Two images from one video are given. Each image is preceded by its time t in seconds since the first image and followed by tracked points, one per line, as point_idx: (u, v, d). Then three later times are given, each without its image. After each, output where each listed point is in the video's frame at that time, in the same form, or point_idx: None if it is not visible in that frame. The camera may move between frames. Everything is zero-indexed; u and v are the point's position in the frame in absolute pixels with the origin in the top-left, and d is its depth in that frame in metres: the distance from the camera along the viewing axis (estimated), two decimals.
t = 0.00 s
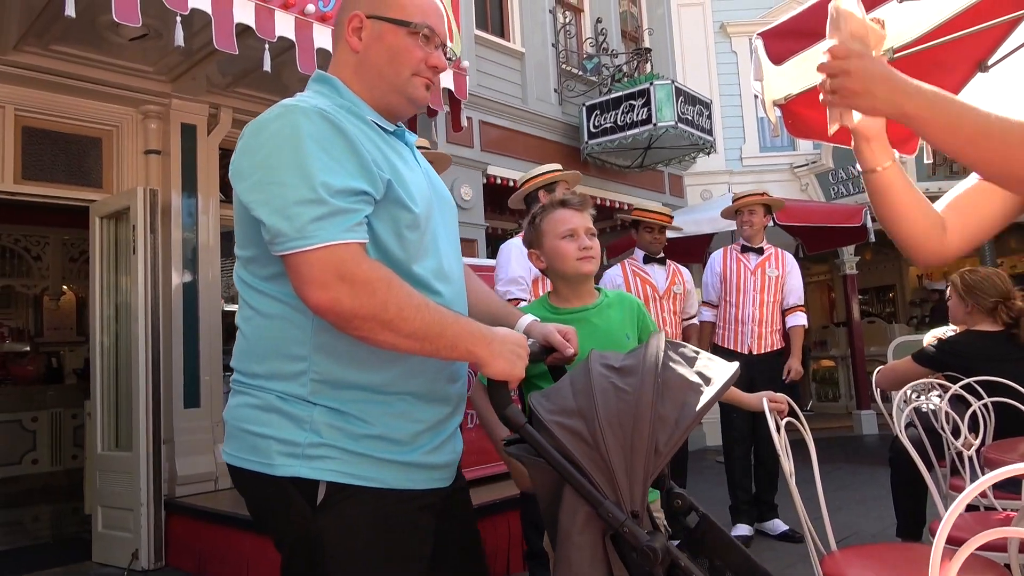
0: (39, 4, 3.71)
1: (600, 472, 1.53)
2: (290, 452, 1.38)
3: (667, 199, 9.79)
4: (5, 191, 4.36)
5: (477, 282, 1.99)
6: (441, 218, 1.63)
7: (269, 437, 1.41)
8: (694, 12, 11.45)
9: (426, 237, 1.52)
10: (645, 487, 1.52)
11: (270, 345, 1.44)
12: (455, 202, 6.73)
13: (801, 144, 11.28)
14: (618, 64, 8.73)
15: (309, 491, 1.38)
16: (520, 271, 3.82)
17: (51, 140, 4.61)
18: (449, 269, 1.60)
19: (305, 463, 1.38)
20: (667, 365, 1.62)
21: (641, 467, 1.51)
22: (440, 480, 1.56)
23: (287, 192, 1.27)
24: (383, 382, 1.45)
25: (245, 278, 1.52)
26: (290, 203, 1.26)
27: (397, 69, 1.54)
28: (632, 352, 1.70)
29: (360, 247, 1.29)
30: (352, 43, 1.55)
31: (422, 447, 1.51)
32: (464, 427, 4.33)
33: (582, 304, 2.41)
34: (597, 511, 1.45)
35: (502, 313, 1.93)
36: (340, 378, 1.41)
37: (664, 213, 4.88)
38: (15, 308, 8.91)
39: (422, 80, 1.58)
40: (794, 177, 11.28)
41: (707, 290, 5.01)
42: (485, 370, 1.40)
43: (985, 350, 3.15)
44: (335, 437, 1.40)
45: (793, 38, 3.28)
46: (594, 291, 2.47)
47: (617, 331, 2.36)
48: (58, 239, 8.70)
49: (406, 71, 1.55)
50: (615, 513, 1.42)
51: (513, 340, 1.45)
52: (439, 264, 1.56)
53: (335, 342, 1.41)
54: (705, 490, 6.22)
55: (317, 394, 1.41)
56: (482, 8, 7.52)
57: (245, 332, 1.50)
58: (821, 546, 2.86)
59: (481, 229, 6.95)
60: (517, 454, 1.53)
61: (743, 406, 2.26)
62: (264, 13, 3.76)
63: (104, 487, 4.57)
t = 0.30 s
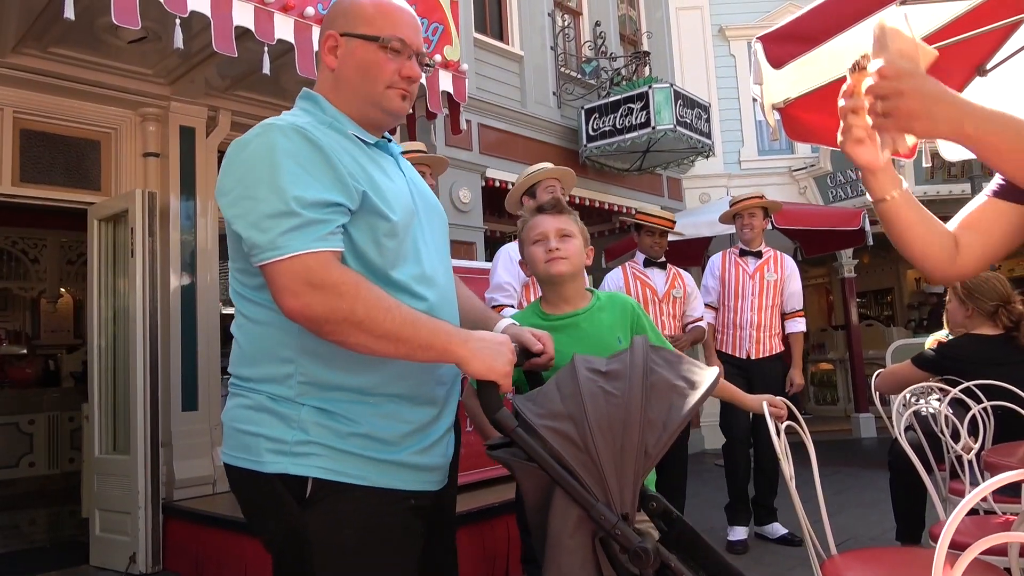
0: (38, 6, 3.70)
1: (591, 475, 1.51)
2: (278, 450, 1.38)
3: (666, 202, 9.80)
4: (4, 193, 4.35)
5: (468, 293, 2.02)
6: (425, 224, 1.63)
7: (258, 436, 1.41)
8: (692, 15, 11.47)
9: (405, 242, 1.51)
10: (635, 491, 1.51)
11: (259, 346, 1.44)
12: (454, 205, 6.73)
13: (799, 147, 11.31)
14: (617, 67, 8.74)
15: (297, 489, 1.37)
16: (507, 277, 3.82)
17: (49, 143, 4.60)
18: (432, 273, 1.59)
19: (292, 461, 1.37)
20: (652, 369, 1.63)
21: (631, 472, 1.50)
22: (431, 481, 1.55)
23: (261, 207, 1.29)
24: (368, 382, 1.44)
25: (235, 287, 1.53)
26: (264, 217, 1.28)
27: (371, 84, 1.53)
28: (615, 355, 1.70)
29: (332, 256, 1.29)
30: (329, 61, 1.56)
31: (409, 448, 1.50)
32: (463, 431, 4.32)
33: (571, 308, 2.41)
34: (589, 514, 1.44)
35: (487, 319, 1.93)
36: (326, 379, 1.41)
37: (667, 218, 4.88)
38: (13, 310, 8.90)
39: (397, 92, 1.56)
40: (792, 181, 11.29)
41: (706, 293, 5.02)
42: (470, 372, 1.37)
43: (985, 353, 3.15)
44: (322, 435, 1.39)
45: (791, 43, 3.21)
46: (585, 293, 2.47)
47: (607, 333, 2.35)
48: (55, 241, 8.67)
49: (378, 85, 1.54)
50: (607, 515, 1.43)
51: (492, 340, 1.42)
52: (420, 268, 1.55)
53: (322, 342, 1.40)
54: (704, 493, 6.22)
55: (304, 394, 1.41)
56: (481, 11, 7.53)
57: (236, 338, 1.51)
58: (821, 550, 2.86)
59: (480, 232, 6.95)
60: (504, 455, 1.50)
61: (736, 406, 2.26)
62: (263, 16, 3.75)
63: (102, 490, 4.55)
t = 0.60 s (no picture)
0: (38, 6, 3.70)
1: (553, 479, 1.55)
2: (237, 445, 1.49)
3: (664, 206, 9.80)
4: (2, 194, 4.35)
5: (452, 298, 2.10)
6: (403, 238, 1.69)
7: (222, 432, 1.52)
8: (692, 19, 11.49)
9: (372, 255, 1.58)
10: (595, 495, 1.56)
11: (229, 348, 1.56)
12: (453, 208, 6.73)
13: (798, 151, 11.33)
14: (616, 70, 8.76)
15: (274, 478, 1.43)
16: (505, 282, 3.82)
17: (49, 143, 4.60)
18: (401, 285, 1.64)
19: (249, 455, 1.47)
20: (616, 375, 1.67)
21: (591, 476, 1.54)
22: (389, 481, 1.61)
23: (237, 209, 1.40)
24: (329, 384, 1.53)
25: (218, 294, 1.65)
26: (237, 221, 1.39)
27: (317, 102, 1.63)
28: (582, 361, 1.73)
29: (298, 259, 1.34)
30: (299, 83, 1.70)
31: (366, 447, 1.57)
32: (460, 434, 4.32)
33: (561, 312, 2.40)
34: (550, 518, 1.48)
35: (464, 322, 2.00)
36: (289, 380, 1.51)
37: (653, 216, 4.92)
38: (11, 311, 8.87)
39: (340, 107, 1.62)
40: (791, 185, 11.31)
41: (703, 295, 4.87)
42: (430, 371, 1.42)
43: (983, 358, 3.16)
44: (277, 431, 1.48)
45: (791, 47, 3.22)
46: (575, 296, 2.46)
47: (596, 337, 2.35)
48: (53, 242, 8.63)
49: (320, 103, 1.62)
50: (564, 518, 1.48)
51: (448, 344, 1.48)
52: (388, 279, 1.61)
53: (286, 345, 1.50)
54: (702, 497, 6.22)
55: (264, 393, 1.51)
56: (481, 14, 7.55)
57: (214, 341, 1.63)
58: (819, 555, 2.86)
59: (480, 234, 6.95)
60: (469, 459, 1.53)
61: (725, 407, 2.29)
62: (264, 17, 3.76)
63: (99, 491, 4.54)
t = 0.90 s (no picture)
0: (36, 8, 3.69)
1: (500, 484, 1.52)
2: (188, 442, 1.56)
3: (663, 208, 9.81)
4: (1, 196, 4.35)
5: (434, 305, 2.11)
6: (359, 241, 1.71)
7: (177, 431, 1.60)
8: (690, 21, 11.50)
9: (321, 258, 1.62)
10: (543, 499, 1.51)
11: (189, 350, 1.64)
12: (452, 210, 6.73)
13: (797, 153, 11.35)
14: (614, 72, 8.77)
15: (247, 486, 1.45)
16: (499, 284, 3.81)
17: (47, 146, 4.60)
18: (347, 285, 1.66)
19: (194, 452, 1.54)
20: (567, 381, 1.65)
21: (536, 479, 1.50)
22: (340, 480, 1.64)
23: (185, 216, 1.48)
24: (275, 384, 1.57)
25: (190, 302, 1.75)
26: (174, 221, 1.49)
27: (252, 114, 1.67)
28: (535, 368, 1.71)
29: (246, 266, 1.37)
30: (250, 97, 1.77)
31: (314, 445, 1.60)
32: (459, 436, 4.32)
33: (559, 315, 2.40)
34: (495, 523, 1.44)
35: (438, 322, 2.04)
36: (236, 379, 1.57)
37: (648, 216, 4.94)
38: (8, 313, 8.85)
39: (270, 115, 1.65)
40: (789, 187, 11.32)
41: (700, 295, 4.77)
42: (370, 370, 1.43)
43: (983, 359, 3.16)
44: (222, 429, 1.54)
45: (790, 49, 3.10)
46: (574, 298, 2.46)
47: (595, 340, 2.36)
48: (52, 245, 8.61)
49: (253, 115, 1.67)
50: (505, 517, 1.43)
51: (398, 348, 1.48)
52: (338, 280, 1.64)
53: (236, 345, 1.56)
54: (701, 499, 6.22)
55: (214, 393, 1.58)
56: (480, 16, 7.56)
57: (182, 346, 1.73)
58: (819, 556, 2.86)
59: (478, 236, 6.96)
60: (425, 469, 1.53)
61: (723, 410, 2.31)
62: (262, 19, 3.76)
63: (97, 494, 4.54)
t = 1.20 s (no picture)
0: (35, 10, 3.69)
1: (418, 485, 1.51)
2: (100, 457, 1.62)
3: (661, 209, 9.83)
4: None
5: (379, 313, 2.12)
6: (286, 258, 1.74)
7: (93, 445, 1.66)
8: (689, 24, 11.52)
9: (237, 281, 1.64)
10: (459, 500, 1.51)
11: (107, 366, 1.69)
12: (451, 212, 6.74)
13: (795, 155, 11.39)
14: (613, 74, 8.78)
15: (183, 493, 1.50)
16: (493, 288, 3.80)
17: (46, 147, 4.59)
18: (272, 304, 1.69)
19: (105, 468, 1.60)
20: (488, 384, 1.65)
21: (451, 481, 1.50)
22: (253, 499, 1.69)
23: (102, 242, 1.49)
24: (193, 405, 1.62)
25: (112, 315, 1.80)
26: (91, 247, 1.51)
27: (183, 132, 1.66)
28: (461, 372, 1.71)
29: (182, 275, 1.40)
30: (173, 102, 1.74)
31: (229, 467, 1.65)
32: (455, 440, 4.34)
33: (584, 313, 2.48)
34: (411, 520, 1.44)
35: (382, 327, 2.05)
36: (148, 401, 1.62)
37: (646, 219, 4.99)
38: (7, 315, 8.84)
39: (207, 137, 1.65)
40: (787, 188, 11.34)
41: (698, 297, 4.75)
42: (309, 378, 1.47)
43: (981, 361, 3.16)
44: (132, 448, 1.59)
45: (793, 52, 3.05)
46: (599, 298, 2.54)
47: (617, 341, 2.44)
48: (51, 246, 8.58)
49: (188, 133, 1.66)
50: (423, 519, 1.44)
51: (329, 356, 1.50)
52: (256, 302, 1.66)
53: (151, 367, 1.60)
54: (699, 501, 6.22)
55: (129, 411, 1.63)
56: (478, 18, 7.57)
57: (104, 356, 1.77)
58: (818, 557, 2.85)
59: (476, 238, 6.96)
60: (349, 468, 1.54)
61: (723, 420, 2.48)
62: (261, 21, 3.76)
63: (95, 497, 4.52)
